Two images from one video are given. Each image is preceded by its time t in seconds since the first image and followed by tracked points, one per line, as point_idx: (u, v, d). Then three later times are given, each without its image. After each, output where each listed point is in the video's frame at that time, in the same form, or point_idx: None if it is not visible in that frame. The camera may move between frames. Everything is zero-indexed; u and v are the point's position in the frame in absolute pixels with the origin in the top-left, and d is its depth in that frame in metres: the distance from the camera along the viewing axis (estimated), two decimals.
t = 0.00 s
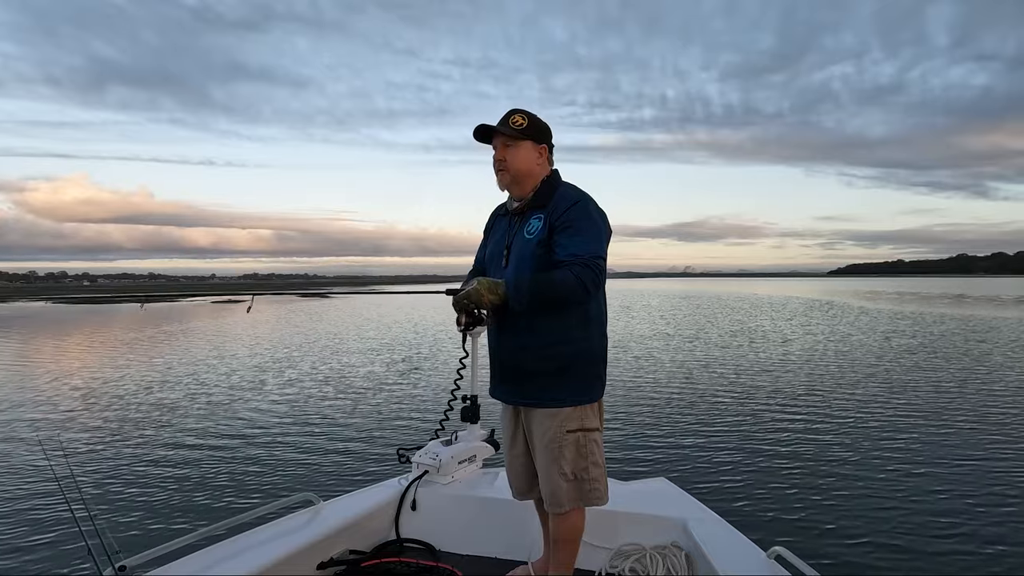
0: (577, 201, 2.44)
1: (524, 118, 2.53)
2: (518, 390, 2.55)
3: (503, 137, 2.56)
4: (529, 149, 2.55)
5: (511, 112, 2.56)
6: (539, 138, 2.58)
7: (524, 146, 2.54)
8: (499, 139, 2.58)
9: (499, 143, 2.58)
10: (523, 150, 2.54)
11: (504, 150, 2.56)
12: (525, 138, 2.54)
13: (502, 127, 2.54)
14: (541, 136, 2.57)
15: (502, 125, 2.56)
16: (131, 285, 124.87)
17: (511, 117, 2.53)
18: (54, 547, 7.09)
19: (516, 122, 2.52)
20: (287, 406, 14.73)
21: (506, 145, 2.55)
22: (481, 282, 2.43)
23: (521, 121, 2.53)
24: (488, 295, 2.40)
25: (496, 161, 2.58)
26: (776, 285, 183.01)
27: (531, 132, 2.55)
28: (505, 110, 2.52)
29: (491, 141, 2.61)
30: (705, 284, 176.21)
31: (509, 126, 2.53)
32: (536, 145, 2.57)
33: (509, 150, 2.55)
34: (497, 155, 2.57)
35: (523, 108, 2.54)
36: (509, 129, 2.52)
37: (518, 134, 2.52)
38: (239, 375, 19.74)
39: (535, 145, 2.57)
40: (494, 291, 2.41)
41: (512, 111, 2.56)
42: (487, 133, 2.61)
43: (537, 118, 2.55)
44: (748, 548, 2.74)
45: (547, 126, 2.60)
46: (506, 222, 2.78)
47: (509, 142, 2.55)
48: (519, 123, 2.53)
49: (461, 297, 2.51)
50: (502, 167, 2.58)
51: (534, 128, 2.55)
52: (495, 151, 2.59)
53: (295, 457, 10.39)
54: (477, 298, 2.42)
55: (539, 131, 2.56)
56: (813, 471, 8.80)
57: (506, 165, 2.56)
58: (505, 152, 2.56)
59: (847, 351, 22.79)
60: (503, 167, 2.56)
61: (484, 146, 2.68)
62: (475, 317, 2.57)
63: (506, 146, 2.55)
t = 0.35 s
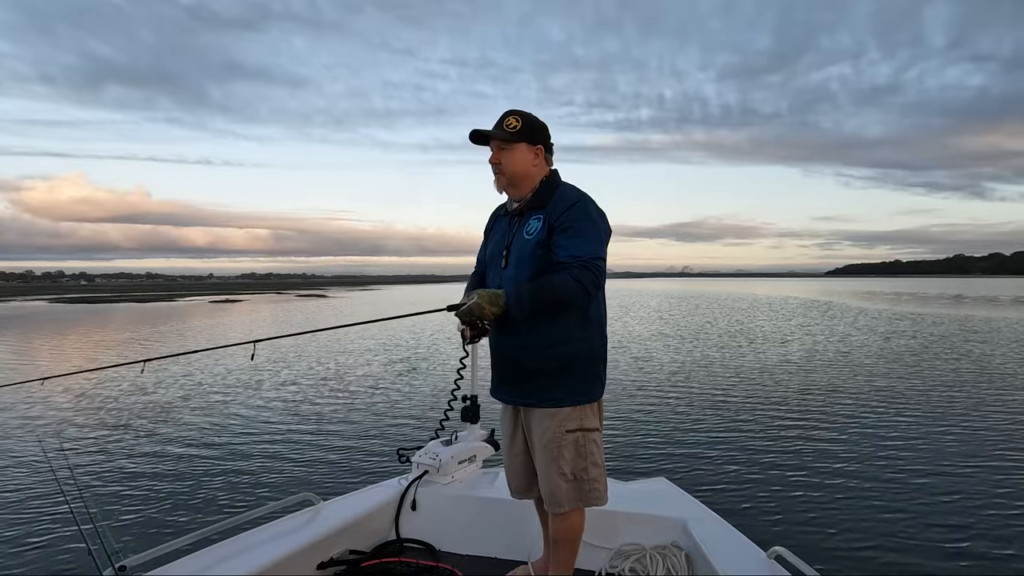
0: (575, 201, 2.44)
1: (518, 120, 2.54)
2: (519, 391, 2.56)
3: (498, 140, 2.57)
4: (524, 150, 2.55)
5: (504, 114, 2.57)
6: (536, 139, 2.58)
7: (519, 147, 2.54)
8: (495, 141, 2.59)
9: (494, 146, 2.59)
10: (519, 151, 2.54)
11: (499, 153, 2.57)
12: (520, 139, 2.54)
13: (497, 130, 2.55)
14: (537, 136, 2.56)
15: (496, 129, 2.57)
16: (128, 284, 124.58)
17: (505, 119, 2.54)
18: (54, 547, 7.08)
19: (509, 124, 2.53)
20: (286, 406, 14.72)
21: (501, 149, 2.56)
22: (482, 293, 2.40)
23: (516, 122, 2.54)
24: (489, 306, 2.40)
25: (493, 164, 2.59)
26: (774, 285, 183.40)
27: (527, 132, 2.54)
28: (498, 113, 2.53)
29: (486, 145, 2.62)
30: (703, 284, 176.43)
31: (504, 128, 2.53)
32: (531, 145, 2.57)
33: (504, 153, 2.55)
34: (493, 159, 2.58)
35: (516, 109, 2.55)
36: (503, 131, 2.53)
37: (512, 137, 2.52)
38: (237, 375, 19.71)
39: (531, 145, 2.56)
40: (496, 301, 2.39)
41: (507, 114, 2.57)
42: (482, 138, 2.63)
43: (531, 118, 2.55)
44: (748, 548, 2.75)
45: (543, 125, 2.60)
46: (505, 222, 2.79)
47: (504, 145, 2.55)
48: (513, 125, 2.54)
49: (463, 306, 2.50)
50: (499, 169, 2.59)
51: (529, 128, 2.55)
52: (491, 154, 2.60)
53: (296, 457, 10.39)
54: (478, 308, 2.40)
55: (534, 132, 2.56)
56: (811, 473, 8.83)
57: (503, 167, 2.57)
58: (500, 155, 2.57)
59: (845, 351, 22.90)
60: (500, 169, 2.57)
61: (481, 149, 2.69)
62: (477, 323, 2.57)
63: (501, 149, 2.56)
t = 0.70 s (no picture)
0: (575, 201, 2.44)
1: (516, 120, 2.54)
2: (519, 391, 2.57)
3: (497, 141, 2.57)
4: (523, 150, 2.56)
5: (503, 115, 2.57)
6: (535, 139, 2.58)
7: (519, 148, 2.54)
8: (494, 143, 2.59)
9: (493, 147, 2.59)
10: (518, 152, 2.55)
11: (499, 154, 2.58)
12: (519, 140, 2.54)
13: (496, 132, 2.55)
14: (536, 136, 2.57)
15: (496, 130, 2.57)
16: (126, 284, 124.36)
17: (504, 120, 2.55)
18: (55, 547, 7.08)
19: (508, 125, 2.54)
20: (285, 406, 14.73)
21: (501, 149, 2.56)
22: (483, 300, 2.39)
23: (514, 123, 2.54)
24: (490, 310, 2.40)
25: (493, 166, 2.60)
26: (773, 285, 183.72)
27: (526, 133, 2.55)
28: (497, 114, 2.54)
29: (486, 147, 2.63)
30: (701, 284, 176.57)
31: (503, 129, 2.54)
32: (530, 146, 2.57)
33: (503, 154, 2.56)
34: (492, 159, 2.59)
35: (515, 109, 2.56)
36: (502, 133, 2.54)
37: (511, 137, 2.53)
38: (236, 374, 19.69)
39: (530, 146, 2.57)
40: (496, 309, 2.39)
41: (506, 114, 2.58)
42: (481, 139, 2.63)
43: (529, 118, 2.56)
44: (748, 549, 2.76)
45: (541, 125, 2.60)
46: (505, 222, 2.79)
47: (503, 146, 2.56)
48: (511, 126, 2.54)
49: (463, 309, 2.50)
50: (498, 170, 2.59)
51: (528, 129, 2.55)
52: (490, 156, 2.61)
53: (295, 457, 10.40)
54: (479, 313, 2.40)
55: (532, 132, 2.56)
56: (811, 473, 8.85)
57: (502, 168, 2.57)
58: (500, 156, 2.58)
59: (844, 351, 22.98)
60: (499, 170, 2.58)
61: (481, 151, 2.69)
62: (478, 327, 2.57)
63: (500, 150, 2.57)
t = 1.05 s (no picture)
0: (576, 201, 2.44)
1: (517, 121, 2.54)
2: (518, 391, 2.57)
3: (497, 141, 2.57)
4: (524, 151, 2.56)
5: (504, 115, 2.57)
6: (536, 139, 2.59)
7: (519, 148, 2.55)
8: (495, 143, 2.60)
9: (494, 147, 2.59)
10: (518, 153, 2.55)
11: (500, 154, 2.58)
12: (520, 140, 2.54)
13: (497, 131, 2.56)
14: (537, 136, 2.57)
15: (497, 130, 2.57)
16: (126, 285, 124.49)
17: (505, 120, 2.55)
18: (55, 547, 7.09)
19: (509, 125, 2.54)
20: (285, 406, 14.73)
21: (501, 150, 2.56)
22: (485, 297, 2.39)
23: (515, 123, 2.55)
24: (491, 312, 2.39)
25: (494, 166, 2.60)
26: (771, 285, 183.88)
27: (527, 133, 2.55)
28: (498, 113, 2.54)
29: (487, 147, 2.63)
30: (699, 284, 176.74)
31: (504, 129, 2.54)
32: (531, 146, 2.57)
33: (504, 154, 2.56)
34: (492, 159, 2.59)
35: (516, 109, 2.56)
36: (503, 133, 2.54)
37: (512, 138, 2.53)
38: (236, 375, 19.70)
39: (531, 146, 2.57)
40: (497, 306, 2.38)
41: (507, 114, 2.58)
42: (482, 139, 2.64)
43: (530, 118, 2.56)
44: (749, 549, 2.76)
45: (543, 124, 2.60)
46: (506, 222, 2.79)
47: (504, 146, 2.56)
48: (512, 126, 2.55)
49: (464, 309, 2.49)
50: (498, 170, 2.60)
51: (529, 129, 2.56)
52: (491, 155, 2.61)
53: (295, 456, 10.40)
54: (480, 310, 2.38)
55: (533, 132, 2.56)
56: (810, 473, 8.86)
57: (503, 168, 2.58)
58: (501, 156, 2.58)
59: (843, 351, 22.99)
60: (500, 170, 2.58)
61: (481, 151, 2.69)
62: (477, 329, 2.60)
63: (501, 150, 2.57)
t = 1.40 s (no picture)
0: (578, 201, 2.44)
1: (521, 121, 2.54)
2: (519, 390, 2.57)
3: (501, 141, 2.57)
4: (527, 151, 2.56)
5: (508, 115, 2.57)
6: (540, 140, 2.58)
7: (522, 148, 2.55)
8: (498, 142, 2.59)
9: (498, 147, 2.59)
10: (521, 153, 2.56)
11: (503, 154, 2.58)
12: (523, 140, 2.55)
13: (500, 131, 2.56)
14: (540, 136, 2.57)
15: (500, 130, 2.57)
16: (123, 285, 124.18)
17: (508, 120, 2.55)
18: (56, 547, 7.10)
19: (512, 126, 2.54)
20: (284, 406, 14.74)
21: (505, 150, 2.56)
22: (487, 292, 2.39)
23: (519, 123, 2.54)
24: (494, 314, 2.39)
25: (498, 166, 2.60)
26: (770, 284, 184.00)
27: (530, 133, 2.55)
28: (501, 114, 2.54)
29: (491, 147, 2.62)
30: (697, 284, 176.84)
31: (507, 129, 2.54)
32: (534, 146, 2.57)
33: (507, 153, 2.56)
34: (496, 159, 2.59)
35: (520, 109, 2.56)
36: (506, 132, 2.54)
37: (516, 137, 2.53)
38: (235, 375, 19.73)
39: (534, 146, 2.57)
40: (499, 302, 2.39)
41: (510, 114, 2.58)
42: (486, 140, 2.64)
43: (534, 118, 2.56)
44: (748, 549, 2.76)
45: (546, 125, 2.60)
46: (508, 222, 2.79)
47: (507, 146, 2.56)
48: (516, 126, 2.54)
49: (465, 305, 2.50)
50: (501, 170, 2.60)
51: (533, 129, 2.55)
52: (494, 155, 2.61)
53: (294, 456, 10.40)
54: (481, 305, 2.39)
55: (537, 132, 2.56)
56: (809, 474, 8.88)
57: (507, 168, 2.58)
58: (504, 156, 2.58)
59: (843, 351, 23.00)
60: (503, 169, 2.58)
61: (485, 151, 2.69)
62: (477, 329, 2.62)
63: (505, 150, 2.57)
